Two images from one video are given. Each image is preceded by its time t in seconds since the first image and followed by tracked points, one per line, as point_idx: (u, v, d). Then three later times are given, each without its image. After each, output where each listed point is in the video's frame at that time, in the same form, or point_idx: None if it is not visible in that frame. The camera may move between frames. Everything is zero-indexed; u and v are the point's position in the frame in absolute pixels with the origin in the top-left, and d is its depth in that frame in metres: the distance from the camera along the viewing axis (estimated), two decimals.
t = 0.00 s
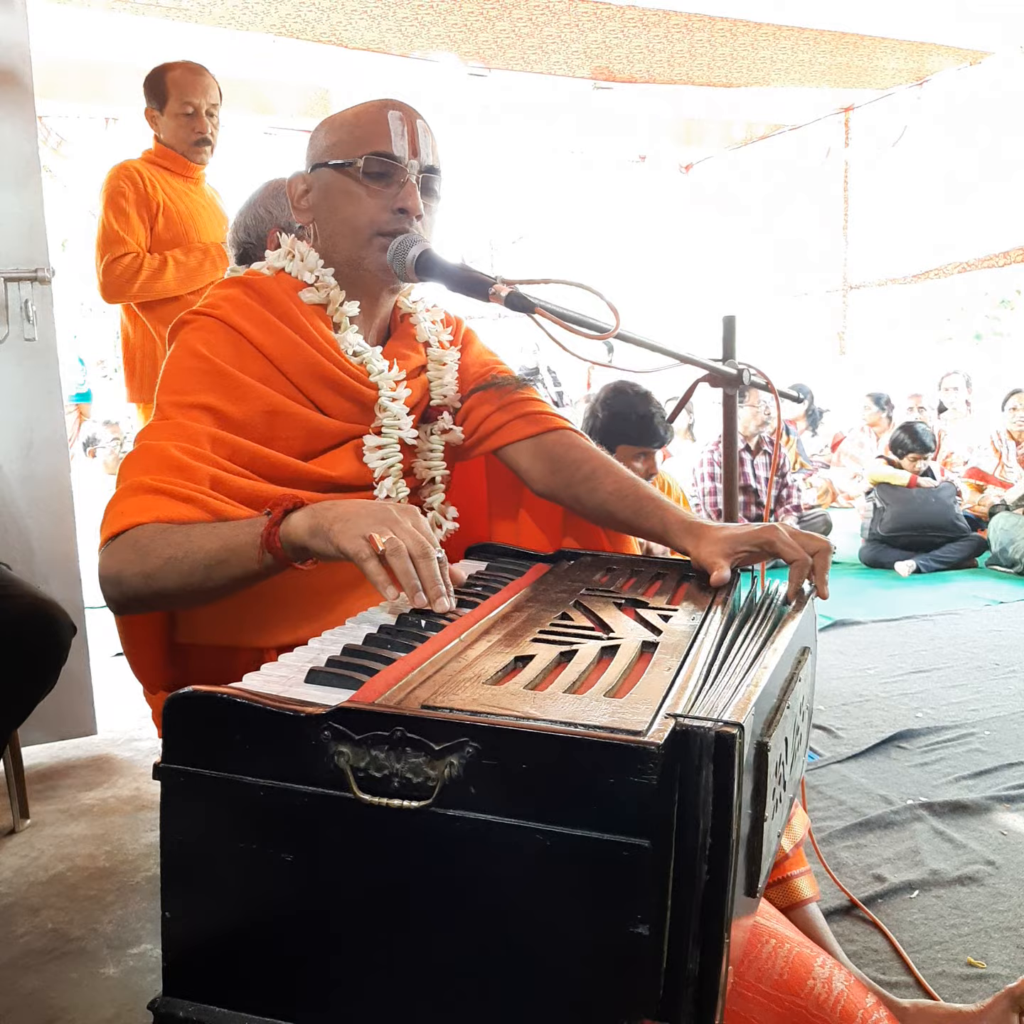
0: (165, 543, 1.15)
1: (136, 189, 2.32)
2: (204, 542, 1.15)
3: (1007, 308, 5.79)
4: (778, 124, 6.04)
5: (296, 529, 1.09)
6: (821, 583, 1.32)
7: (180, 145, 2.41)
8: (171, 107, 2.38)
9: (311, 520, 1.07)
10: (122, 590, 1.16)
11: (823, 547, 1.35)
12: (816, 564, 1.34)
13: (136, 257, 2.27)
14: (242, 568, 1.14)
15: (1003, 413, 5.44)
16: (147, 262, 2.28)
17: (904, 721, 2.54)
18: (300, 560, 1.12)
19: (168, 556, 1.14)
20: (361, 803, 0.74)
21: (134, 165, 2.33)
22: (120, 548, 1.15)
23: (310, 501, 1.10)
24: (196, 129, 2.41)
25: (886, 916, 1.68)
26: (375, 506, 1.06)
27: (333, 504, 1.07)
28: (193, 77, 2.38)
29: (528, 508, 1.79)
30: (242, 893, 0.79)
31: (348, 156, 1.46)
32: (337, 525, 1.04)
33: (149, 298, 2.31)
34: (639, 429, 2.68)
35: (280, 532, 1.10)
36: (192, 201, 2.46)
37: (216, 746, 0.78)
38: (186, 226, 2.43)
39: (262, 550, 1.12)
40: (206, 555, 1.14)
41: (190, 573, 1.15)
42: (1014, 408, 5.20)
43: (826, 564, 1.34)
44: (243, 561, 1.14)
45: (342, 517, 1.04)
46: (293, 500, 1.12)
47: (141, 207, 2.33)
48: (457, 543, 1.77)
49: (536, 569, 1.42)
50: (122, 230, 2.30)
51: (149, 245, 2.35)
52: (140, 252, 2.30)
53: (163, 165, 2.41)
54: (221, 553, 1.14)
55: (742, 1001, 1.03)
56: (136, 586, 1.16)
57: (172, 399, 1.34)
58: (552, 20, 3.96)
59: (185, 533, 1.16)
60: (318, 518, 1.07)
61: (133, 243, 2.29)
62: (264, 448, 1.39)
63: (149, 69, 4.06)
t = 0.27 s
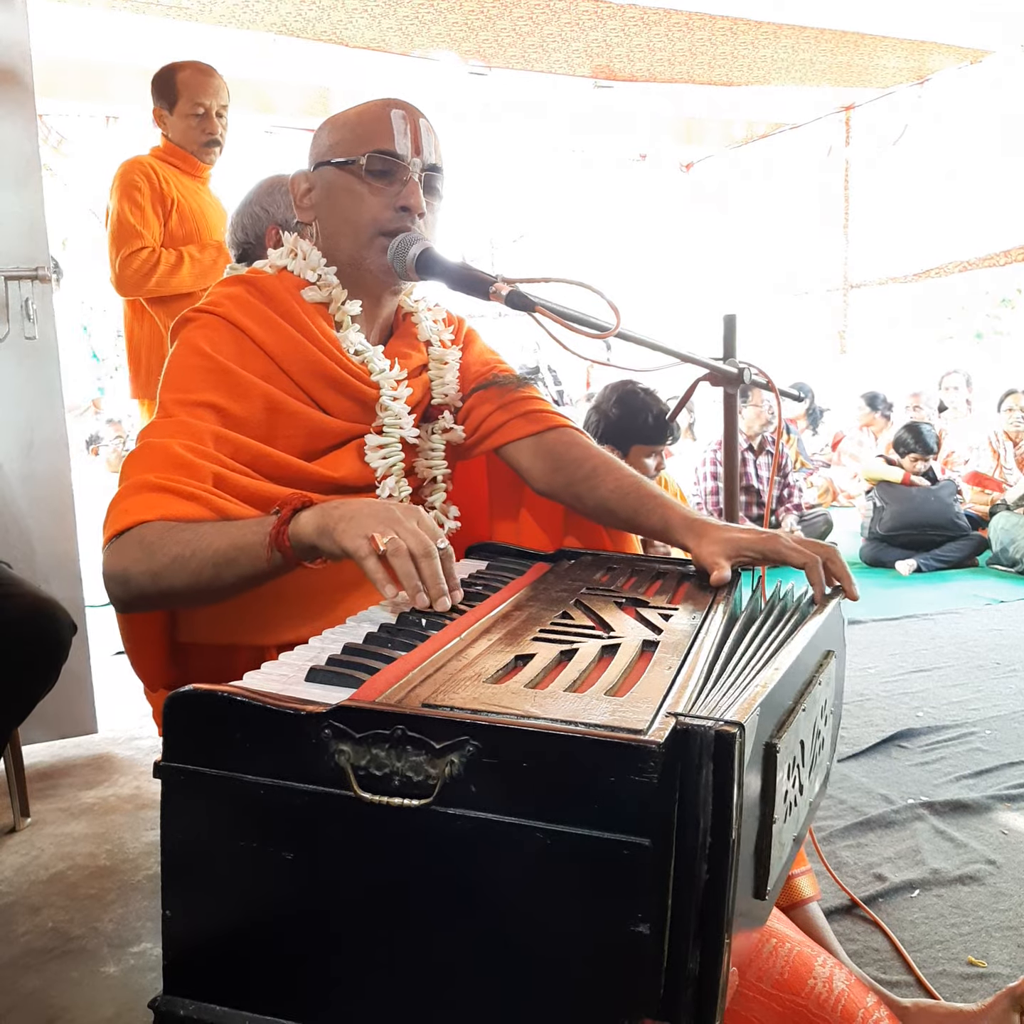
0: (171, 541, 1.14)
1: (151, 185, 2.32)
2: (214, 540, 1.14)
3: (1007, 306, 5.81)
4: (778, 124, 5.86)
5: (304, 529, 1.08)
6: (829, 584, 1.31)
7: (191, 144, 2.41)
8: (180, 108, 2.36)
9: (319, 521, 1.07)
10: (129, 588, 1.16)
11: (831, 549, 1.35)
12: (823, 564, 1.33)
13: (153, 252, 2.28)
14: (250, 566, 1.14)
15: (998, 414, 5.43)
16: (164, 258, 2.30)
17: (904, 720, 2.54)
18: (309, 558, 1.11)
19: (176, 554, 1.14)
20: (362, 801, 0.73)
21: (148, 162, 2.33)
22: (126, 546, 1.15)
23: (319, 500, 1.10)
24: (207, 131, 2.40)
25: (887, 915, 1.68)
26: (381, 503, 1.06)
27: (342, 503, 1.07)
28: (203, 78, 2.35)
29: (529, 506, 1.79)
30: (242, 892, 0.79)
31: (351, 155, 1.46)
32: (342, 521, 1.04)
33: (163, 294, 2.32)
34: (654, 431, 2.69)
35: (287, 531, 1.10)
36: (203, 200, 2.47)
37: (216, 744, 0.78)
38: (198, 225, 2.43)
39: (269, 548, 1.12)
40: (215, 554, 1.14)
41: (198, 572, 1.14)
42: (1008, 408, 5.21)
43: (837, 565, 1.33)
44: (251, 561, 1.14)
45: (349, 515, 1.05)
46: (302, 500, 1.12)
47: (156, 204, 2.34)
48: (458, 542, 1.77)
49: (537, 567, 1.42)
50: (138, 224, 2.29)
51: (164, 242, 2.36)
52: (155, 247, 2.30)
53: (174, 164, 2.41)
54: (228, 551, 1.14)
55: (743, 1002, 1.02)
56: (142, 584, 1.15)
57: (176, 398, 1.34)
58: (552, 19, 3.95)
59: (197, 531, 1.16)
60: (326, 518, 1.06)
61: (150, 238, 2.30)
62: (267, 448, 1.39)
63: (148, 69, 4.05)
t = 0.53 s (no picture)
0: (169, 542, 1.15)
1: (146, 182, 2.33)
2: (213, 537, 1.15)
3: (1005, 307, 5.85)
4: (777, 125, 5.94)
5: (306, 522, 1.09)
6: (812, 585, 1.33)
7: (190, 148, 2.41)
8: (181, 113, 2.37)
9: (324, 517, 1.07)
10: (123, 588, 1.16)
11: (823, 548, 1.36)
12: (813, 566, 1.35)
13: (143, 248, 2.28)
14: (250, 563, 1.15)
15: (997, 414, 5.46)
16: (154, 255, 2.29)
17: (903, 722, 2.54)
18: (308, 554, 1.11)
19: (171, 552, 1.14)
20: (362, 803, 0.74)
21: (146, 160, 2.34)
22: (121, 546, 1.15)
23: (322, 499, 1.12)
24: (206, 137, 2.40)
25: (886, 916, 1.68)
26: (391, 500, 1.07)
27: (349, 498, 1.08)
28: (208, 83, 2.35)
29: (529, 508, 1.79)
30: (242, 893, 0.79)
31: (352, 158, 1.46)
32: (351, 507, 1.06)
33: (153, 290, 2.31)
34: (652, 429, 2.71)
35: (290, 525, 1.10)
36: (201, 201, 2.47)
37: (216, 746, 0.78)
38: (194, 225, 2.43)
39: (271, 544, 1.13)
40: (214, 550, 1.14)
41: (196, 568, 1.15)
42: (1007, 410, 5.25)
43: (825, 565, 1.36)
44: (253, 558, 1.15)
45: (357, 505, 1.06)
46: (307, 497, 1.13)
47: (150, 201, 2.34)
48: (458, 544, 1.77)
49: (536, 569, 1.42)
50: (130, 220, 2.29)
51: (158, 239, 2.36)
52: (147, 244, 2.30)
53: (173, 165, 2.41)
54: (227, 548, 1.14)
55: (743, 1003, 1.02)
56: (137, 584, 1.15)
57: (174, 400, 1.34)
58: (551, 21, 3.96)
59: (190, 530, 1.17)
60: (332, 510, 1.07)
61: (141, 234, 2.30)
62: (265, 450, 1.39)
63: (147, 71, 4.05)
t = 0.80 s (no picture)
0: (163, 534, 1.14)
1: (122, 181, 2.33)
2: (204, 525, 1.15)
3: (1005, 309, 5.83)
4: (777, 127, 5.95)
5: (293, 507, 1.09)
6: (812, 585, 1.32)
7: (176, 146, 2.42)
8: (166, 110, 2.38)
9: (309, 502, 1.08)
10: (119, 583, 1.16)
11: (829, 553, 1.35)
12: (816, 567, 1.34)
13: (115, 248, 2.28)
14: (239, 550, 1.14)
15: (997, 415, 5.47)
16: (127, 255, 2.29)
17: (903, 723, 2.54)
18: (298, 538, 1.12)
19: (166, 543, 1.14)
20: (360, 805, 0.74)
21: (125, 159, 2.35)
22: (119, 541, 1.15)
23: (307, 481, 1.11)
24: (188, 133, 2.40)
25: (886, 917, 1.68)
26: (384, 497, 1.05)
27: (336, 490, 1.08)
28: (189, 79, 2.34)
29: (528, 509, 1.79)
30: (240, 894, 0.79)
31: (351, 159, 1.46)
32: (342, 512, 1.04)
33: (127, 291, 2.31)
34: (649, 432, 2.70)
35: (276, 512, 1.10)
36: (185, 197, 2.45)
37: (214, 748, 0.78)
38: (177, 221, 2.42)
39: (259, 532, 1.13)
40: (205, 539, 1.14)
41: (188, 558, 1.14)
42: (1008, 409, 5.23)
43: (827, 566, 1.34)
44: (240, 546, 1.14)
45: (349, 503, 1.04)
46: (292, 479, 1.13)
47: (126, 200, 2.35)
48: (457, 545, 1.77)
49: (535, 570, 1.42)
50: (106, 223, 2.31)
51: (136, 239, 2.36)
52: (121, 244, 2.30)
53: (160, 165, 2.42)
54: (216, 538, 1.14)
55: (742, 1005, 1.02)
56: (132, 580, 1.15)
57: (172, 398, 1.34)
58: (551, 22, 3.96)
59: (183, 519, 1.16)
60: (317, 499, 1.08)
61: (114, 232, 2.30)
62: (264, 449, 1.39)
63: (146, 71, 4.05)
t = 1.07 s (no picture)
0: (161, 532, 1.15)
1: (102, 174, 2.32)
2: (200, 527, 1.15)
3: (1007, 307, 5.60)
4: (779, 123, 5.99)
5: (292, 513, 1.09)
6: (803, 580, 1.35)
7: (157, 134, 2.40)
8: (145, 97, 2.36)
9: (306, 503, 1.08)
10: (120, 582, 1.17)
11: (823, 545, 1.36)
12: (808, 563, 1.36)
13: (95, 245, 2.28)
14: (236, 552, 1.14)
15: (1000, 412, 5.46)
16: (105, 251, 2.29)
17: (904, 721, 2.54)
18: (295, 539, 1.12)
19: (164, 543, 1.14)
20: (363, 802, 0.73)
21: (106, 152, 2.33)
22: (119, 540, 1.15)
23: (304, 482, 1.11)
24: (167, 119, 2.37)
25: (887, 915, 1.68)
26: (379, 496, 1.05)
27: (331, 490, 1.07)
28: (165, 64, 2.31)
29: (529, 506, 1.79)
30: (242, 892, 0.79)
31: (351, 155, 1.46)
32: (336, 514, 1.04)
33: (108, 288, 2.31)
34: (644, 421, 2.70)
35: (274, 513, 1.10)
36: (170, 189, 2.43)
37: (216, 745, 0.78)
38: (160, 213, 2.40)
39: (255, 532, 1.13)
40: (202, 540, 1.14)
41: (186, 560, 1.15)
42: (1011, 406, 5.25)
43: (823, 562, 1.37)
44: (237, 546, 1.14)
45: (342, 506, 1.04)
46: (291, 482, 1.13)
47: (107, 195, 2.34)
48: (458, 541, 1.77)
49: (537, 567, 1.42)
50: (87, 219, 2.31)
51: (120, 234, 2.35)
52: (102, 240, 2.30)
53: (144, 155, 2.41)
54: (213, 538, 1.14)
55: (744, 1003, 1.02)
56: (131, 578, 1.16)
57: (173, 395, 1.33)
58: (554, 18, 3.95)
59: (183, 518, 1.16)
60: (313, 502, 1.07)
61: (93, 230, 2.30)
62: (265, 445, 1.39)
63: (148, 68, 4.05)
